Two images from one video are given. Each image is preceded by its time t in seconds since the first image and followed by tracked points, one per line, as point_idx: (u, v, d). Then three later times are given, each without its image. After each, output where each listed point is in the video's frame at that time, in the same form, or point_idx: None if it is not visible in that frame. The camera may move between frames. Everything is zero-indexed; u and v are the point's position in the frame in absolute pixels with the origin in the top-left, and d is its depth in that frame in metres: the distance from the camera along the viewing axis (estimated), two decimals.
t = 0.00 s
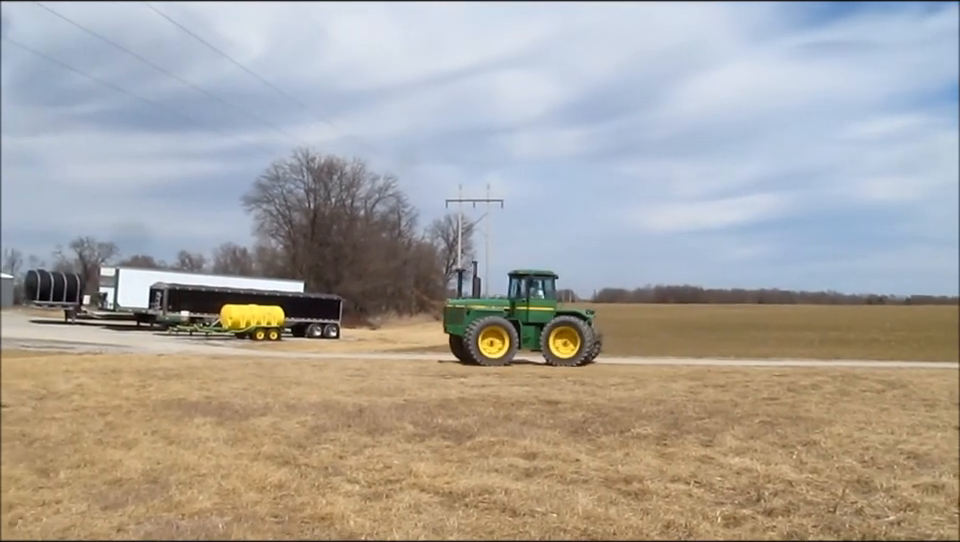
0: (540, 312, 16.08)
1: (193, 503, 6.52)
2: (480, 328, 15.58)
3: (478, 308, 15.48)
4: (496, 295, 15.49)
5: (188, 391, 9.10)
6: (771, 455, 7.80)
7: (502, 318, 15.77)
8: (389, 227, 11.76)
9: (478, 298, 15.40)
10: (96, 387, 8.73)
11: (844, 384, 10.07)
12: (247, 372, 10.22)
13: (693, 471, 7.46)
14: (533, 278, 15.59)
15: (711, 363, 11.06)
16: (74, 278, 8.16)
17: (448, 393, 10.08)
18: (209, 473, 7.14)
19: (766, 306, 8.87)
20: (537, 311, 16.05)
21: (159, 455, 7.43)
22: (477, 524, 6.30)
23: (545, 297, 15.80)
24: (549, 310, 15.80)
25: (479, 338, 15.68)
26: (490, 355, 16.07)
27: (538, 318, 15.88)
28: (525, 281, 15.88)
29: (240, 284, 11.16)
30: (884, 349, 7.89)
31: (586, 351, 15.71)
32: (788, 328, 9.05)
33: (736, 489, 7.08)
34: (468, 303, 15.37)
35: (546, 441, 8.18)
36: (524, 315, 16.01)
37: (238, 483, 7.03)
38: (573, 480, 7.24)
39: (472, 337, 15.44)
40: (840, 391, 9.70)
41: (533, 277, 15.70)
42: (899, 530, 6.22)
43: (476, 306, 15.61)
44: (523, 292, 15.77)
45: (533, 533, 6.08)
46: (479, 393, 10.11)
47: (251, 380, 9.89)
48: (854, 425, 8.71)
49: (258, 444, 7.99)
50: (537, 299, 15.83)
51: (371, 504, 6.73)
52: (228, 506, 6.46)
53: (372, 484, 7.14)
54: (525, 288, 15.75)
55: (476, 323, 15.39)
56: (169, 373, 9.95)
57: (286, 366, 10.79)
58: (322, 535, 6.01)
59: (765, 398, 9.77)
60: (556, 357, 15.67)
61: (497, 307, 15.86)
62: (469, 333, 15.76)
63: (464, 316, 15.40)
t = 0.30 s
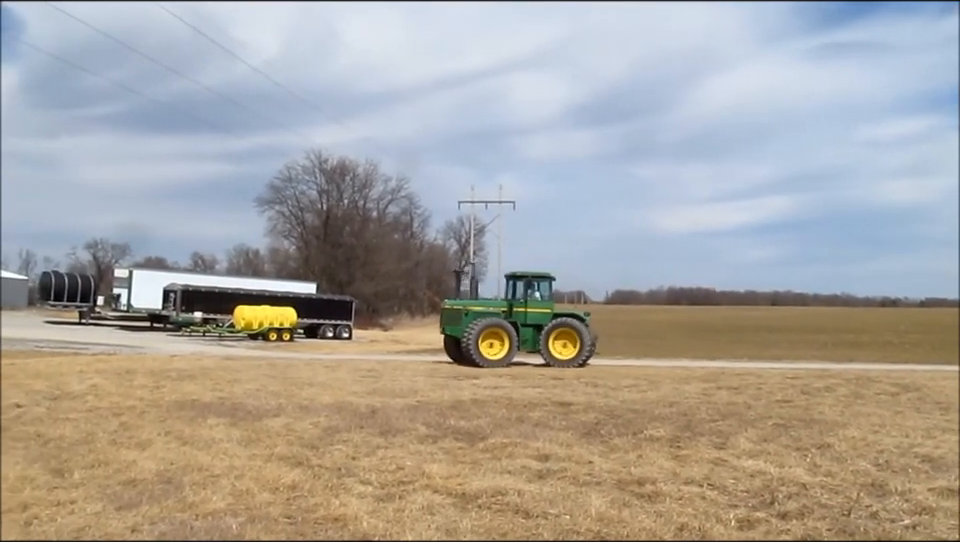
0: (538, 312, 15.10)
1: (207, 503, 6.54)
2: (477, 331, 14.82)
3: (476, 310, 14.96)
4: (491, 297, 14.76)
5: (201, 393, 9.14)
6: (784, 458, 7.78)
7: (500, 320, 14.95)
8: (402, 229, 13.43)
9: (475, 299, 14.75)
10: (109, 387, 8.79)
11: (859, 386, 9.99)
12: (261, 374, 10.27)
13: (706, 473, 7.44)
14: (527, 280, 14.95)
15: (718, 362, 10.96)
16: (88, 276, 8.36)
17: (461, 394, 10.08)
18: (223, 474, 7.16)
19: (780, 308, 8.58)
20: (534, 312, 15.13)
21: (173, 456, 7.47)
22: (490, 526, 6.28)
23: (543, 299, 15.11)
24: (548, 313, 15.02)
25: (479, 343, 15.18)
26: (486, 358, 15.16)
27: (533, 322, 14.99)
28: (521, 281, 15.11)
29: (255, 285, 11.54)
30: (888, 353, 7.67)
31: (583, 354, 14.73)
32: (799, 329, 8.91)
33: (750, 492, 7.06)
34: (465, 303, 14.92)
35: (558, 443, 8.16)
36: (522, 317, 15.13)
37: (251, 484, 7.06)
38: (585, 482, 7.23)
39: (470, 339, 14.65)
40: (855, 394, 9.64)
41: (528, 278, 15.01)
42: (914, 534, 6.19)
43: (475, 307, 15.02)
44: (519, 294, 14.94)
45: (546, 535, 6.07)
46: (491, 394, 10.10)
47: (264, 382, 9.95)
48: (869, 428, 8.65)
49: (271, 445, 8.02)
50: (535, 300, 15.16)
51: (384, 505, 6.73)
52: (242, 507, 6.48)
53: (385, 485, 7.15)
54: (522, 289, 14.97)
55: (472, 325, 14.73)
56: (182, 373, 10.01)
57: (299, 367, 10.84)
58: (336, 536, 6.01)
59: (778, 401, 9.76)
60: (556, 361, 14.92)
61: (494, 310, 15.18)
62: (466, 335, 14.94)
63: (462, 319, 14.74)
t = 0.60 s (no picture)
0: (537, 314, 16.20)
1: (221, 504, 6.53)
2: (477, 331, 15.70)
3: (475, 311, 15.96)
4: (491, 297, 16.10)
5: (214, 393, 9.17)
6: (799, 461, 7.76)
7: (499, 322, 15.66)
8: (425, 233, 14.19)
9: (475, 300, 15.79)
10: (125, 388, 8.94)
11: (874, 389, 9.92)
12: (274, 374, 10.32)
13: (720, 476, 7.42)
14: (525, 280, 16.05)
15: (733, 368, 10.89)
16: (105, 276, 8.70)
17: (473, 396, 10.09)
18: (237, 474, 7.17)
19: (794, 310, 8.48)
20: (534, 313, 16.20)
21: (187, 456, 7.48)
22: (503, 527, 6.25)
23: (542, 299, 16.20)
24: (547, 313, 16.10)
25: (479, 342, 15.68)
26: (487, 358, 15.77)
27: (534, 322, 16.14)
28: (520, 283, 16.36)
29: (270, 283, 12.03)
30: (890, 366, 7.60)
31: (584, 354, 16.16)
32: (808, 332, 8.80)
33: (764, 495, 7.03)
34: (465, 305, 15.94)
35: (571, 445, 8.16)
36: (521, 318, 16.20)
37: (264, 484, 7.06)
38: (599, 484, 7.21)
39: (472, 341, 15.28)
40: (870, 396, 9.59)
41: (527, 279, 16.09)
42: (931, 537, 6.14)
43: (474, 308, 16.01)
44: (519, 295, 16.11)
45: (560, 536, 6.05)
46: (504, 396, 10.12)
47: (277, 382, 9.99)
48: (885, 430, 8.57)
49: (284, 446, 8.03)
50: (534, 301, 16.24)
51: (397, 506, 6.72)
52: (256, 507, 6.47)
53: (398, 486, 7.14)
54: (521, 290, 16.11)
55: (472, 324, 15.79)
56: (197, 374, 10.08)
57: (312, 368, 10.88)
58: (349, 536, 6.00)
59: (792, 403, 9.75)
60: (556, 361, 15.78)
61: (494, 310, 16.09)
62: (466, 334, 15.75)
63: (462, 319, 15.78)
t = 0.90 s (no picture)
0: (534, 316, 16.40)
1: (233, 503, 6.52)
2: (477, 332, 15.66)
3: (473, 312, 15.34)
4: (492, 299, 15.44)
5: (226, 393, 9.20)
6: (812, 465, 7.74)
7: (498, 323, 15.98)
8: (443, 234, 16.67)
9: (476, 303, 15.17)
10: (137, 388, 9.20)
11: (887, 392, 9.85)
12: (285, 375, 10.35)
13: (732, 479, 7.40)
14: (525, 281, 15.63)
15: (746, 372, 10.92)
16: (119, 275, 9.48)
17: (485, 397, 10.10)
18: (249, 474, 7.17)
19: (803, 315, 8.42)
20: (531, 315, 16.40)
21: (199, 456, 7.50)
22: (515, 529, 6.22)
23: (541, 301, 16.00)
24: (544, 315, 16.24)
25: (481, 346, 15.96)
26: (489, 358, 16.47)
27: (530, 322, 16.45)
28: (520, 283, 15.89)
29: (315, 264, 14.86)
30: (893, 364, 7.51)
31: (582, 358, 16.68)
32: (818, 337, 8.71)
33: (777, 499, 7.00)
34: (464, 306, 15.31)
35: (583, 447, 8.15)
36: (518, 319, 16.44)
37: (276, 484, 7.06)
38: (611, 486, 7.19)
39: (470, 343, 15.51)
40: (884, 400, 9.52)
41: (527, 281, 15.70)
42: None
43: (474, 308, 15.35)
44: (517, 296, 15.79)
45: (572, 539, 6.03)
46: (516, 397, 10.12)
47: (289, 383, 10.02)
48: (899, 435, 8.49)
49: (296, 446, 8.04)
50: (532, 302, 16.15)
51: (409, 507, 6.71)
52: (268, 507, 6.47)
53: (410, 487, 7.13)
54: (519, 292, 15.77)
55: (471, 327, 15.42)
56: (209, 374, 10.13)
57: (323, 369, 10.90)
58: (362, 537, 5.98)
59: (804, 407, 9.74)
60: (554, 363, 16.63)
61: (492, 311, 15.72)
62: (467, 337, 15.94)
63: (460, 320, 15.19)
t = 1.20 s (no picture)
0: (533, 318, 16.21)
1: (247, 502, 6.53)
2: (480, 328, 15.65)
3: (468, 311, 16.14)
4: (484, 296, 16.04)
5: (240, 393, 9.23)
6: (826, 468, 7.72)
7: (499, 324, 15.74)
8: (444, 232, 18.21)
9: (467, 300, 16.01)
10: (151, 387, 9.24)
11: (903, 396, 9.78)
12: (298, 375, 10.39)
13: (746, 482, 7.38)
14: (522, 282, 15.89)
15: (759, 375, 10.93)
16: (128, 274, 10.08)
17: (498, 398, 10.10)
18: (263, 473, 7.19)
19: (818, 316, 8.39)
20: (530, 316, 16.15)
21: (213, 455, 7.52)
22: (529, 530, 6.21)
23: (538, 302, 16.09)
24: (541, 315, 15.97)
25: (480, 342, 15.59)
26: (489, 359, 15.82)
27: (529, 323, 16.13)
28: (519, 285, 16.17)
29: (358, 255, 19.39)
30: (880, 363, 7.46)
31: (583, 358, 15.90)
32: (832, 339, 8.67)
33: (791, 502, 6.98)
34: (463, 306, 16.30)
35: (597, 449, 8.14)
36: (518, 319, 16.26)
37: (290, 484, 7.07)
38: (624, 488, 7.18)
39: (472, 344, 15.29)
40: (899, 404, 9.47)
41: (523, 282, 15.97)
42: None
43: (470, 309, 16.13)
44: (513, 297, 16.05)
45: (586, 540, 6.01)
46: (529, 398, 10.12)
47: (302, 383, 10.05)
48: (915, 439, 8.40)
49: (309, 445, 8.06)
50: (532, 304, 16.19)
51: (423, 507, 6.71)
52: (282, 507, 6.47)
53: (423, 488, 7.14)
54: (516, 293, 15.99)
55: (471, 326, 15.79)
56: (222, 373, 10.18)
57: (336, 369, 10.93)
58: (376, 537, 5.98)
59: (819, 410, 9.72)
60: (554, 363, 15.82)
61: (488, 311, 16.19)
62: (466, 335, 15.73)
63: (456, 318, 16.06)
